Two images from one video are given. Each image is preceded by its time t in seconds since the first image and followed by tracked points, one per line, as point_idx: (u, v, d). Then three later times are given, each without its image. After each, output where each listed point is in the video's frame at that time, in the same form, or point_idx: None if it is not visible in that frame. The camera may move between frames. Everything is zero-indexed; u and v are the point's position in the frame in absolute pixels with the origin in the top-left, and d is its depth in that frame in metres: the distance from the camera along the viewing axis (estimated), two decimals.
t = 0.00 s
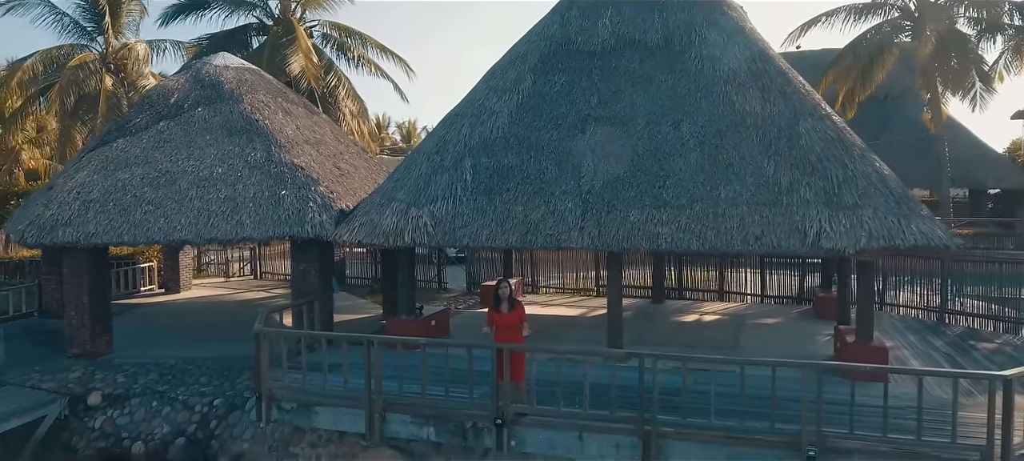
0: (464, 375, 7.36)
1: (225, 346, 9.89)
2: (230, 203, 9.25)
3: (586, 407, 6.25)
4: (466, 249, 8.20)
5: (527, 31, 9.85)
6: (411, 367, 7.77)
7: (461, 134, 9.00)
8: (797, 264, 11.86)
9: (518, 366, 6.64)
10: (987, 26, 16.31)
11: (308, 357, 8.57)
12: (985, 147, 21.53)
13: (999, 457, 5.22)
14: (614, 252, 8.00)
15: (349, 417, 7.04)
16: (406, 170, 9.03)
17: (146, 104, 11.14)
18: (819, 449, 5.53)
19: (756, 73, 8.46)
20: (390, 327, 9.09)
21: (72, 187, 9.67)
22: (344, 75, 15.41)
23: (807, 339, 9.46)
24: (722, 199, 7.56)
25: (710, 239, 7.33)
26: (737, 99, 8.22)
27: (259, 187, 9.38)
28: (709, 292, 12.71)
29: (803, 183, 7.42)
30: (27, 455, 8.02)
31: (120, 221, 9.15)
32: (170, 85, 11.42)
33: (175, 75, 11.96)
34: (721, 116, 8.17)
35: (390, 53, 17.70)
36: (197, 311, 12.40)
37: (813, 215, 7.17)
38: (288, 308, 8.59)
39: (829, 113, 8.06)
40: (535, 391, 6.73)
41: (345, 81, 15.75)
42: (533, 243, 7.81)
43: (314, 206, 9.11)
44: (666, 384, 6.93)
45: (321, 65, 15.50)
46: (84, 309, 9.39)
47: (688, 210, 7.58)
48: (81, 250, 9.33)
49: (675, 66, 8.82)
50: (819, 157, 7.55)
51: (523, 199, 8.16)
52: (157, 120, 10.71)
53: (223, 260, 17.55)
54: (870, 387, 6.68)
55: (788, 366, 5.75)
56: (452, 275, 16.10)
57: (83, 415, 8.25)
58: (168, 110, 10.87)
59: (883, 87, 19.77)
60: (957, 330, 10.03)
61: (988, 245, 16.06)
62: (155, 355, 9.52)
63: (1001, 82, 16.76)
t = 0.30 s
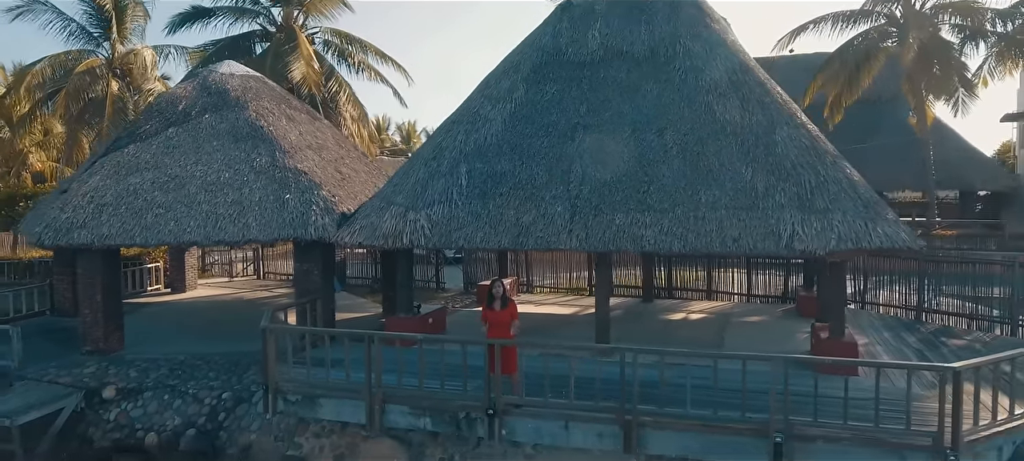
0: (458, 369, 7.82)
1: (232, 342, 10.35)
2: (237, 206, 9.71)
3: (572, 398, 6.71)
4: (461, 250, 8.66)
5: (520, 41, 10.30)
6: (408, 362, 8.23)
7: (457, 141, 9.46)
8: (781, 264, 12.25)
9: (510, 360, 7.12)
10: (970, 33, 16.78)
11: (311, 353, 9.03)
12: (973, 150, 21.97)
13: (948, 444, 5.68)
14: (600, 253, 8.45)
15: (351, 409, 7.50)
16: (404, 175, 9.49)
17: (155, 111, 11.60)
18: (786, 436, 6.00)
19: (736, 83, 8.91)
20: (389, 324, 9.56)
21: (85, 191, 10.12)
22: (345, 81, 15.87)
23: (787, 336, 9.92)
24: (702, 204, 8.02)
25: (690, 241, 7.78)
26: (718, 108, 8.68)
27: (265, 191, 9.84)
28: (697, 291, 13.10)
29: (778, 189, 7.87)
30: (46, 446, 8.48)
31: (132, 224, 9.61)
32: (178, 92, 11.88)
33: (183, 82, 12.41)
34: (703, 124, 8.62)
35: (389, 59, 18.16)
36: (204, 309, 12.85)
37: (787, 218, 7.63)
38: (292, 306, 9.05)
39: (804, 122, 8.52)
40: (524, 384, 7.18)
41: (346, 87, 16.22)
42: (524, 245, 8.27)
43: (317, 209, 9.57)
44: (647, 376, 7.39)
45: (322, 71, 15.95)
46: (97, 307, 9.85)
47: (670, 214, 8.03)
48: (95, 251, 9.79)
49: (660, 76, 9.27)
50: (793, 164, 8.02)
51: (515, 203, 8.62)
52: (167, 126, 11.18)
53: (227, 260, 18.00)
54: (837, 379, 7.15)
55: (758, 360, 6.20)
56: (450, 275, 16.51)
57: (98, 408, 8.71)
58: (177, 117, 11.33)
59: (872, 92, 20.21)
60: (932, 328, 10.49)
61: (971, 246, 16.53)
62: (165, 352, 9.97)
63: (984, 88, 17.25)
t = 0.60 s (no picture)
0: (453, 363, 8.29)
1: (238, 337, 10.82)
2: (244, 208, 10.19)
3: (559, 388, 7.18)
4: (457, 251, 9.12)
5: (514, 51, 10.78)
6: (406, 356, 8.70)
7: (454, 147, 9.94)
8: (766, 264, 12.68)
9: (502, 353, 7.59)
10: (953, 39, 17.25)
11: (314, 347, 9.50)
12: (961, 152, 22.40)
13: (904, 429, 6.17)
14: (589, 253, 8.92)
15: (352, 400, 7.96)
16: (403, 179, 9.97)
17: (165, 117, 12.08)
18: (756, 423, 6.48)
19: (718, 93, 9.40)
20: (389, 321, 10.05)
21: (99, 194, 10.60)
22: (346, 85, 16.35)
23: (768, 332, 10.39)
24: (685, 207, 8.48)
25: (672, 242, 8.25)
26: (700, 116, 9.16)
27: (270, 194, 10.32)
28: (686, 289, 13.48)
29: (755, 193, 8.35)
30: (64, 436, 8.95)
31: (144, 225, 10.09)
32: (187, 98, 12.36)
33: (190, 89, 12.89)
34: (686, 131, 9.10)
35: (389, 64, 18.64)
36: (210, 307, 13.33)
37: (763, 221, 8.10)
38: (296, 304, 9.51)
39: (781, 130, 9.00)
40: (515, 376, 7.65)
41: (347, 92, 16.69)
42: (516, 245, 8.74)
43: (320, 211, 10.06)
44: (631, 369, 7.86)
45: (323, 76, 16.42)
46: (110, 305, 10.35)
47: (654, 216, 8.50)
48: (108, 251, 10.28)
49: (646, 85, 9.75)
50: (770, 169, 8.50)
51: (508, 206, 9.08)
52: (176, 132, 11.66)
53: (232, 260, 18.47)
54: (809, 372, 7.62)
55: (731, 352, 6.68)
56: (448, 275, 16.94)
57: (113, 400, 9.18)
58: (185, 122, 11.82)
59: (861, 96, 20.68)
60: (907, 325, 10.97)
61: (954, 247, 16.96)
62: (175, 347, 10.44)
63: (968, 92, 17.72)
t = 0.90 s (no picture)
0: (449, 356, 8.77)
1: (245, 333, 11.32)
2: (251, 211, 10.70)
3: (548, 380, 7.67)
4: (453, 251, 9.61)
5: (509, 60, 11.28)
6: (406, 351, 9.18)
7: (451, 152, 10.44)
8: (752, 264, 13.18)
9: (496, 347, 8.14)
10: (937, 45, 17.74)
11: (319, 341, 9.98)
12: (949, 154, 22.87)
13: (866, 416, 6.66)
14: (578, 253, 9.41)
15: (355, 391, 8.45)
16: (403, 183, 10.47)
17: (174, 122, 12.58)
18: (730, 411, 6.98)
19: (702, 101, 9.90)
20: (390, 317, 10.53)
21: (113, 197, 11.10)
22: (347, 91, 16.87)
23: (751, 328, 10.90)
24: (669, 209, 8.97)
25: (656, 242, 8.74)
26: (684, 124, 9.65)
27: (276, 197, 10.83)
28: (675, 288, 13.98)
29: (735, 197, 8.84)
30: (82, 427, 9.45)
31: (157, 227, 10.59)
32: (195, 105, 12.86)
33: (198, 96, 13.38)
34: (671, 138, 9.59)
35: (389, 69, 19.13)
36: (217, 304, 13.82)
37: (741, 223, 8.60)
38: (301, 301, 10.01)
39: (760, 137, 9.50)
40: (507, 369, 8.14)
41: (348, 97, 17.20)
42: (510, 246, 9.23)
43: (323, 214, 10.57)
44: (617, 361, 8.35)
45: (326, 81, 16.93)
46: (123, 302, 10.85)
47: (640, 219, 8.99)
48: (122, 252, 10.78)
49: (634, 93, 10.24)
50: (749, 174, 9.00)
51: (502, 209, 9.57)
52: (185, 137, 12.16)
53: (236, 260, 18.94)
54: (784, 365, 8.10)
55: (707, 346, 7.18)
56: (445, 275, 17.38)
57: (127, 392, 9.67)
58: (194, 128, 12.32)
59: (850, 99, 21.17)
60: (884, 322, 11.48)
61: (938, 247, 17.30)
62: (185, 342, 10.94)
63: (953, 97, 18.22)
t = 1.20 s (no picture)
0: (446, 350, 9.28)
1: (252, 329, 11.84)
2: (258, 212, 11.22)
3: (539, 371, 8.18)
4: (451, 251, 10.13)
5: (504, 68, 11.80)
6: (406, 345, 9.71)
7: (448, 156, 10.95)
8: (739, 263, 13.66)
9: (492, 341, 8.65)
10: (923, 51, 18.19)
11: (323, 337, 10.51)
12: (938, 157, 23.38)
13: (832, 404, 7.17)
14: (569, 253, 9.92)
15: (357, 383, 8.96)
16: (402, 186, 10.98)
17: (183, 127, 13.10)
18: (707, 399, 7.49)
19: (686, 108, 10.42)
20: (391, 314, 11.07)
21: (125, 199, 11.62)
22: (349, 95, 17.39)
23: (735, 323, 11.41)
24: (654, 211, 9.50)
25: (641, 242, 9.26)
26: (669, 130, 10.17)
27: (282, 199, 11.35)
28: (666, 287, 14.34)
29: (716, 199, 9.37)
30: (98, 417, 9.98)
31: (168, 228, 11.11)
32: (203, 110, 13.38)
33: (206, 101, 13.90)
34: (657, 143, 10.11)
35: (389, 73, 19.65)
36: (224, 302, 14.34)
37: (721, 224, 9.13)
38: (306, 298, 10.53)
39: (741, 142, 10.03)
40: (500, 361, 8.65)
41: (349, 101, 17.73)
42: (503, 246, 9.75)
43: (327, 215, 11.10)
44: (603, 354, 8.86)
45: (328, 86, 17.46)
46: (136, 298, 11.39)
47: (626, 220, 9.51)
48: (135, 251, 11.30)
49: (623, 101, 10.77)
50: (730, 178, 9.53)
51: (496, 210, 10.09)
52: (194, 141, 12.68)
53: (240, 259, 19.44)
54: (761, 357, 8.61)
55: (687, 339, 7.69)
56: (444, 274, 17.86)
57: (140, 385, 10.19)
58: (202, 133, 12.84)
59: (840, 103, 21.69)
60: (863, 318, 12.00)
61: (922, 247, 17.79)
62: (194, 337, 11.46)
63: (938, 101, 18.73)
